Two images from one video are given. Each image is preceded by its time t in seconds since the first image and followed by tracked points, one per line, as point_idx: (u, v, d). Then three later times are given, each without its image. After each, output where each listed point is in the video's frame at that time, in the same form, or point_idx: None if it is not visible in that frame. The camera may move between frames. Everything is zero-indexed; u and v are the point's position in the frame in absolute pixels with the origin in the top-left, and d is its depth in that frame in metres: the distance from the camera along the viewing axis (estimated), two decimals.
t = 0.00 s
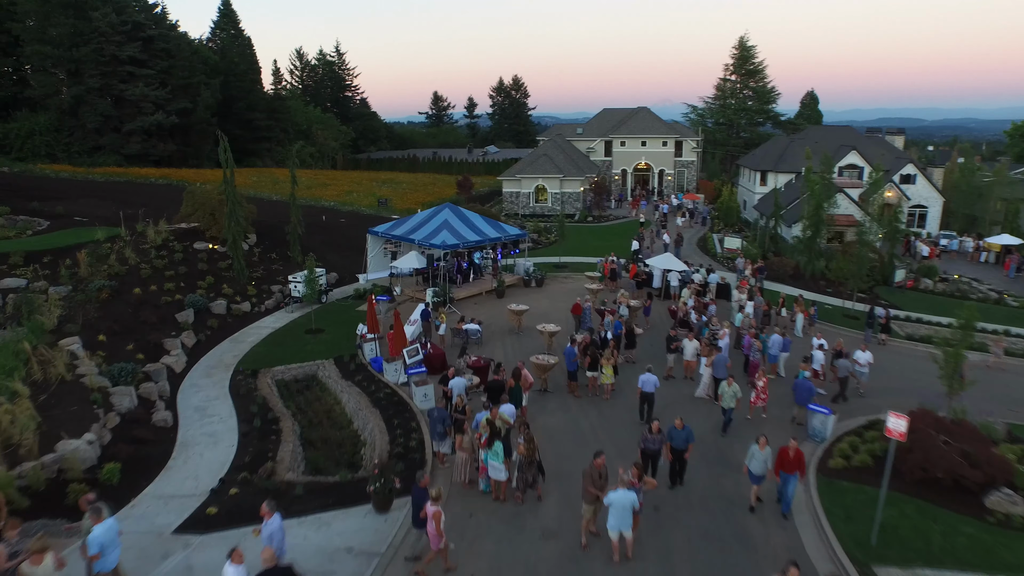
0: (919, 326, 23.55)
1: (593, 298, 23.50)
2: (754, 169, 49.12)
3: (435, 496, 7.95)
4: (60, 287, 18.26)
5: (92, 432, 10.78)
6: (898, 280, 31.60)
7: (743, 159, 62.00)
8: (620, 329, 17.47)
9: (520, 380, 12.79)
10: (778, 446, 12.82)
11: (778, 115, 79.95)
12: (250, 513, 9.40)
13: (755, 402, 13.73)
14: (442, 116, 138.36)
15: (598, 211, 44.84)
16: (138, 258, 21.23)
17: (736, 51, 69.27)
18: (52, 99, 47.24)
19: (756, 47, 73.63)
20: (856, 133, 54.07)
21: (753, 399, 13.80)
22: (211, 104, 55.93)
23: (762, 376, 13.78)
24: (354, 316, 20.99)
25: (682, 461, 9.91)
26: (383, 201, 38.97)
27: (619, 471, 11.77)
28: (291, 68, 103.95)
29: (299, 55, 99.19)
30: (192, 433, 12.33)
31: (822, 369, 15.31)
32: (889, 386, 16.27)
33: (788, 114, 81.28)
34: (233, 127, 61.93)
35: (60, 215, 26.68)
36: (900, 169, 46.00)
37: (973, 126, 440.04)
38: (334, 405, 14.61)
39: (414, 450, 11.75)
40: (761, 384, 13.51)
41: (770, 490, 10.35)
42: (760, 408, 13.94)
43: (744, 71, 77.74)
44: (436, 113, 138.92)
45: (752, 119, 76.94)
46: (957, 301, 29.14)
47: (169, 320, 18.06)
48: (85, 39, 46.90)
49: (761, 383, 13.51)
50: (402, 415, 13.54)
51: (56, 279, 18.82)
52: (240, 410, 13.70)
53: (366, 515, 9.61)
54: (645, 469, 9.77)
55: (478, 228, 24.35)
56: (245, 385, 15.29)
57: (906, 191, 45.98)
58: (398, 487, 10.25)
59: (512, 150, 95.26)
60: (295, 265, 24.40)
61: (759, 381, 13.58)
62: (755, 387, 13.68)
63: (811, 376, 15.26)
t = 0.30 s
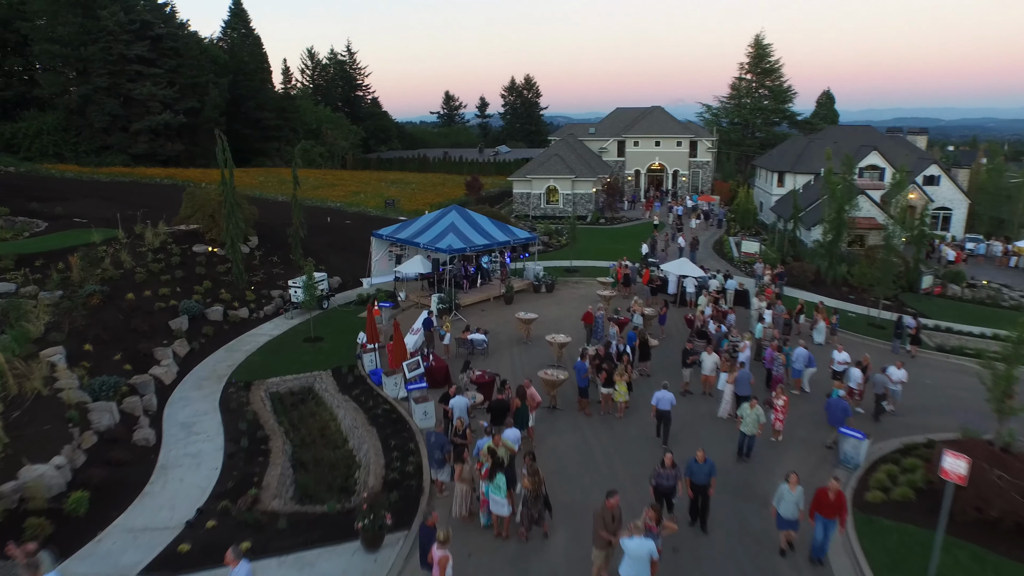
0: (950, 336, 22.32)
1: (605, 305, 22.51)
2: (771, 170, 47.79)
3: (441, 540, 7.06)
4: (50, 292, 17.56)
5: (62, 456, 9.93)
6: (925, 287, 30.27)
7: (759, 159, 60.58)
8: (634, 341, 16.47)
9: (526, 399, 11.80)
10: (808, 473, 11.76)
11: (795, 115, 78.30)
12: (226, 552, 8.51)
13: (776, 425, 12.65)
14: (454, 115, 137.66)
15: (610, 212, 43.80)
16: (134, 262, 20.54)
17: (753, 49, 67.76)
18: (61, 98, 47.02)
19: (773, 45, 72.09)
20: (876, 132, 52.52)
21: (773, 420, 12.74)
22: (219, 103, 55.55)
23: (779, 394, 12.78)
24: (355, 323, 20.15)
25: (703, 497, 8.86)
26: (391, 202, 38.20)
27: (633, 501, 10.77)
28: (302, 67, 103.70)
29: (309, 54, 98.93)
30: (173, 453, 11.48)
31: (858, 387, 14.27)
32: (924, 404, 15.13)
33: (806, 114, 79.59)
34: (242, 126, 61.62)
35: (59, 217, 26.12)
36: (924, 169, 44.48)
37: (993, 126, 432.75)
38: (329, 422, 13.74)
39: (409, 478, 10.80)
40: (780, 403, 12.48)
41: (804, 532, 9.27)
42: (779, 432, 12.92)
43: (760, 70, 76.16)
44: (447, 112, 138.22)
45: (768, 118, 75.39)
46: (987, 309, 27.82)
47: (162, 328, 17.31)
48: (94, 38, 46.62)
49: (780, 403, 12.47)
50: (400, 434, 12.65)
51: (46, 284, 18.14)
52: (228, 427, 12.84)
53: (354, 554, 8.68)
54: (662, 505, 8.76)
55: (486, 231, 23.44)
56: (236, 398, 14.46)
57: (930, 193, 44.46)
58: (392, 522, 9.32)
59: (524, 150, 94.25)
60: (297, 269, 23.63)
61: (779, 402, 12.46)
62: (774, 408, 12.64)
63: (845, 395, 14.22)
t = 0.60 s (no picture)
0: (991, 349, 20.96)
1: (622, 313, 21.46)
2: (793, 171, 46.33)
3: None
4: (44, 297, 16.92)
5: (31, 482, 9.11)
6: (959, 295, 28.81)
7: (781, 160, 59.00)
8: (653, 354, 15.43)
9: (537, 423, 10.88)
10: (848, 508, 10.63)
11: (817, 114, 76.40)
12: None
13: (799, 455, 11.48)
14: (470, 114, 136.99)
15: (628, 214, 42.66)
16: (134, 266, 19.91)
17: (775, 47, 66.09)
18: (75, 97, 46.99)
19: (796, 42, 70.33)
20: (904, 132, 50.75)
21: (799, 450, 11.50)
22: (232, 102, 55.38)
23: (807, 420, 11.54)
24: (361, 330, 19.36)
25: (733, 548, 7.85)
26: (403, 203, 37.46)
27: (653, 540, 9.72)
28: (319, 66, 103.57)
29: (326, 54, 98.78)
30: (156, 475, 10.68)
31: (907, 409, 12.98)
32: (971, 428, 13.92)
33: (828, 113, 77.65)
34: (256, 125, 61.51)
35: (65, 218, 25.63)
36: (955, 171, 42.78)
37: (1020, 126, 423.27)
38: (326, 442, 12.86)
39: (406, 510, 9.89)
40: (808, 433, 11.24)
41: None
42: (804, 463, 11.70)
43: (782, 69, 74.36)
44: (464, 112, 137.52)
45: (790, 118, 73.61)
46: None
47: (158, 336, 16.61)
48: (108, 37, 46.54)
49: (808, 432, 11.26)
50: (400, 457, 11.75)
51: (42, 288, 17.52)
52: (217, 445, 12.02)
53: None
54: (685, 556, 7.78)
55: (498, 234, 22.52)
56: (230, 412, 13.66)
57: (961, 195, 42.73)
58: (383, 567, 8.42)
59: (540, 150, 93.15)
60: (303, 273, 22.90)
61: (807, 429, 11.25)
62: (800, 436, 11.42)
63: (893, 419, 12.99)
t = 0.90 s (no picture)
0: None
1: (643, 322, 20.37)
2: (822, 172, 44.65)
3: None
4: (42, 301, 16.34)
5: None
6: (1003, 304, 27.13)
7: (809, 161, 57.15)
8: (677, 370, 14.36)
9: (549, 451, 9.90)
10: (898, 554, 9.47)
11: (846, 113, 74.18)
12: None
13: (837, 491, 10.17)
14: (490, 114, 136.23)
15: (649, 216, 41.40)
16: (138, 269, 19.31)
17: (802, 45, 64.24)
18: (95, 97, 47.09)
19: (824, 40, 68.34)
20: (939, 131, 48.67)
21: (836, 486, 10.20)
22: (250, 101, 55.36)
23: (843, 451, 10.23)
24: (370, 338, 18.54)
25: None
26: (418, 204, 36.67)
27: None
28: (339, 65, 103.48)
29: (345, 53, 98.69)
30: (138, 500, 9.90)
31: (968, 438, 11.79)
32: None
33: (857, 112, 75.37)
34: (275, 125, 61.48)
35: (75, 219, 25.24)
36: (995, 173, 40.77)
37: None
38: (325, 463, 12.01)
39: (405, 549, 8.99)
40: (846, 467, 9.93)
41: None
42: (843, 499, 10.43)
43: (809, 67, 72.36)
44: (484, 111, 136.72)
45: (817, 118, 71.55)
46: None
47: (157, 343, 15.95)
48: (127, 36, 46.56)
49: (845, 466, 9.95)
50: (402, 484, 10.85)
51: (42, 292, 16.96)
52: (207, 465, 11.21)
53: None
54: None
55: (513, 238, 21.56)
56: (225, 428, 12.88)
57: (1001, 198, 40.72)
58: None
59: (560, 150, 92.00)
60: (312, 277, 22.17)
61: (846, 462, 9.97)
62: (837, 470, 10.13)
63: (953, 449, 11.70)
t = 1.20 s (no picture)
0: None
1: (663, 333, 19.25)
2: (849, 173, 42.97)
3: None
4: (34, 307, 15.69)
5: None
6: None
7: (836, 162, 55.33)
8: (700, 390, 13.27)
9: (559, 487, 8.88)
10: None
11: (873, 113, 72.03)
12: None
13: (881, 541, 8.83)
14: (508, 114, 135.36)
15: (669, 219, 40.13)
16: (137, 273, 18.67)
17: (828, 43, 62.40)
18: (111, 96, 47.04)
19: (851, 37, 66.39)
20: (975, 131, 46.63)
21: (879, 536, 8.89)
22: (264, 100, 55.16)
23: (883, 495, 8.93)
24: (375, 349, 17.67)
25: None
26: (432, 205, 35.80)
27: None
28: (356, 65, 103.29)
29: (363, 52, 98.44)
30: (109, 532, 9.08)
31: None
32: None
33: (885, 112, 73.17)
34: (291, 125, 61.26)
35: (81, 219, 24.76)
36: None
37: None
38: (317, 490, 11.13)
39: None
40: (888, 515, 8.64)
41: None
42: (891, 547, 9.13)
43: (834, 65, 70.46)
44: (502, 111, 135.75)
45: (843, 117, 69.53)
46: None
47: (151, 353, 15.24)
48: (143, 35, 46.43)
49: (888, 514, 8.64)
50: (398, 517, 9.91)
51: (35, 297, 16.32)
52: (190, 491, 10.39)
53: None
54: None
55: (527, 243, 20.58)
56: (215, 446, 12.07)
57: None
58: None
59: (578, 150, 90.81)
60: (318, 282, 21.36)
61: (887, 510, 8.67)
62: (877, 518, 8.80)
63: None
